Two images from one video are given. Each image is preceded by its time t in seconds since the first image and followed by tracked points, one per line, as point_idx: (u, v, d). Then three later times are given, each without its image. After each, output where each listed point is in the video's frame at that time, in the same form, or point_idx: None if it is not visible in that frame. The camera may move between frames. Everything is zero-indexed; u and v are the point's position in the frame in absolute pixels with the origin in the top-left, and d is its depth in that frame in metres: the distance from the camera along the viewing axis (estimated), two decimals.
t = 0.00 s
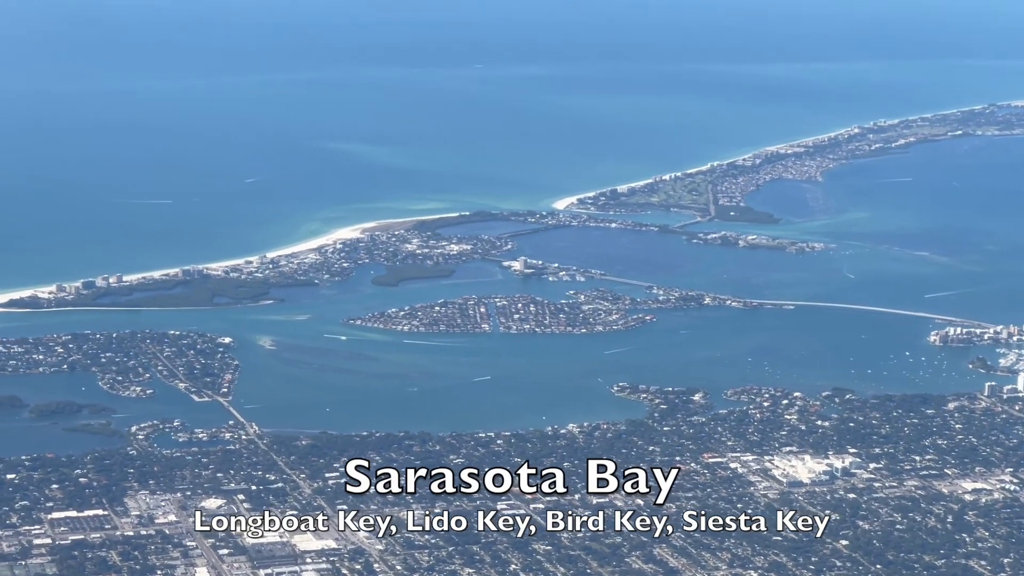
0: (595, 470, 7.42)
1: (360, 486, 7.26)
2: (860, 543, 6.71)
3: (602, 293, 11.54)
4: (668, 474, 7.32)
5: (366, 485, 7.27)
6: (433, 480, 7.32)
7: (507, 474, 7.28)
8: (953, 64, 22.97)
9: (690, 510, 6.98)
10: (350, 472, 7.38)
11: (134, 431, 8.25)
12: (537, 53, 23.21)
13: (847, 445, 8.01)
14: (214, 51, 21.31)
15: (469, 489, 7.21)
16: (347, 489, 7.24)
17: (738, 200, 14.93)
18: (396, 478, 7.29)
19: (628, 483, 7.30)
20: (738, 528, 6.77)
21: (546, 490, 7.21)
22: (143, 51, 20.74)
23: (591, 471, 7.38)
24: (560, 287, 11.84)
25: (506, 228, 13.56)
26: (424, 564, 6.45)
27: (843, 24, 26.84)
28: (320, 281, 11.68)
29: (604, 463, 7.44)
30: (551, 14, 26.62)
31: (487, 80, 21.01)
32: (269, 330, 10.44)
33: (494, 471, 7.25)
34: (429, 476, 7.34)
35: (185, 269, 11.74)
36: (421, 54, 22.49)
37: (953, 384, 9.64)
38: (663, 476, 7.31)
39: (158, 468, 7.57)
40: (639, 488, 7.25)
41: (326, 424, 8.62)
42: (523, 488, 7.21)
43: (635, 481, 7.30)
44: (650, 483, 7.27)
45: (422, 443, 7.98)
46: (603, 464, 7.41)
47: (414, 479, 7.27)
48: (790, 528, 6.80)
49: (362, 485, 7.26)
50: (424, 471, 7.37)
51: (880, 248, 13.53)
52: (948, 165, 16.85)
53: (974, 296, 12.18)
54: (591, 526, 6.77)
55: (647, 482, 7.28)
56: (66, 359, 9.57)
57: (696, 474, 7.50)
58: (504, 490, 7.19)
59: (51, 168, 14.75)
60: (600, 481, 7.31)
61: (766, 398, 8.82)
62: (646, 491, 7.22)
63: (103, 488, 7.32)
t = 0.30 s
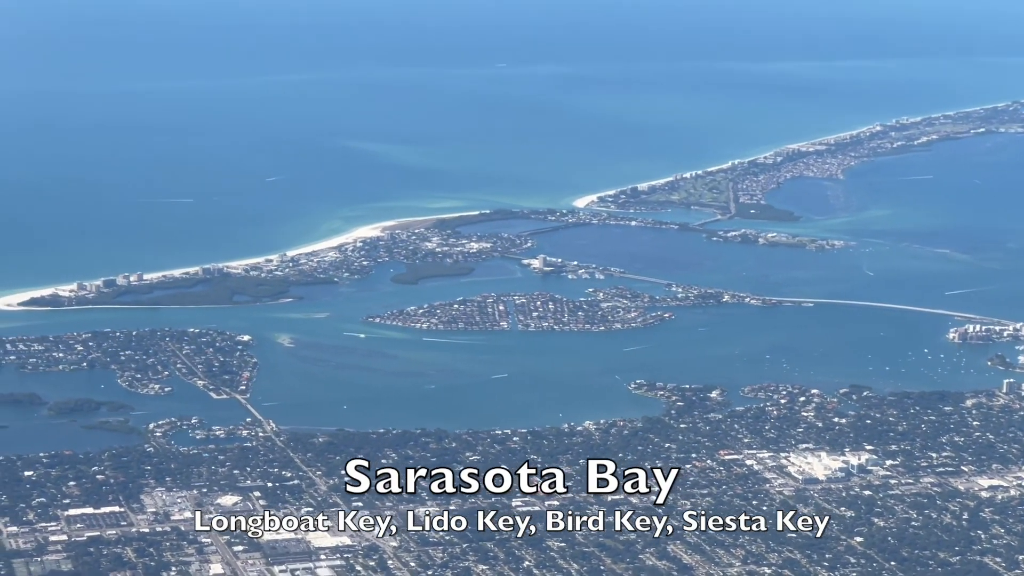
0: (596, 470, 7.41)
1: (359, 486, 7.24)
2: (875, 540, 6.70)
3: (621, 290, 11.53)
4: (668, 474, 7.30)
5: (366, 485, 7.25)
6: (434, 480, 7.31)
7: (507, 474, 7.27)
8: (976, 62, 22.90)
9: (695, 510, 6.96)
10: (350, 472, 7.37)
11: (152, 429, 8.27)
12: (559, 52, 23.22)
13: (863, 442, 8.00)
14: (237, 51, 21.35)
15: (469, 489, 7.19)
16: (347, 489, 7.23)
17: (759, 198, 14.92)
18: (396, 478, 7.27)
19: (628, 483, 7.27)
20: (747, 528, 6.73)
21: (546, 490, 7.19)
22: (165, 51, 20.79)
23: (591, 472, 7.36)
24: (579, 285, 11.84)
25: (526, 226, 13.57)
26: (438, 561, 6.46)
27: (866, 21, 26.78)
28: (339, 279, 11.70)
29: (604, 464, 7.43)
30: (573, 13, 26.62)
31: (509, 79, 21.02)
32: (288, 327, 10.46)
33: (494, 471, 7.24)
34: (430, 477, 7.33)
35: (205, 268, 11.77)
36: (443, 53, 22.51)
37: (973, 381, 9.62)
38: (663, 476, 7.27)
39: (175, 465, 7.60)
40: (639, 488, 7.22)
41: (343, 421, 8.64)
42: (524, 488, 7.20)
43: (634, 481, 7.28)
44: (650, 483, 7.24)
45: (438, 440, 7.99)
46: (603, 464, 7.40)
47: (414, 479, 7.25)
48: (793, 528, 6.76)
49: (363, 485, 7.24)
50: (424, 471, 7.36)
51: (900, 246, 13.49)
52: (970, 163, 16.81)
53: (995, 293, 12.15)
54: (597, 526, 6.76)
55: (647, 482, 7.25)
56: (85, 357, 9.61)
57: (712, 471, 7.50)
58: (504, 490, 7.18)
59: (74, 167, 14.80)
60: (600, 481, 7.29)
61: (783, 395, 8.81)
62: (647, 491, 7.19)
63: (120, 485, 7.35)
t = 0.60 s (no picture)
0: (597, 470, 7.32)
1: (359, 485, 7.23)
2: (891, 535, 6.70)
3: (639, 286, 11.52)
4: (668, 474, 7.22)
5: (366, 485, 7.23)
6: (434, 480, 7.27)
7: (506, 475, 7.22)
8: (998, 57, 22.83)
9: (697, 509, 6.91)
10: (350, 472, 7.36)
11: (169, 425, 8.29)
12: (581, 49, 23.22)
13: (880, 437, 7.98)
14: (257, 49, 21.37)
15: (469, 489, 7.15)
16: (347, 489, 7.22)
17: (778, 194, 14.89)
18: (396, 478, 7.24)
19: (628, 483, 7.19)
20: (748, 528, 6.69)
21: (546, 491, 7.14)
22: (187, 49, 20.84)
23: (591, 472, 7.28)
24: (597, 281, 11.83)
25: (545, 222, 13.56)
26: (453, 556, 6.46)
27: (886, 16, 26.71)
28: (358, 276, 11.71)
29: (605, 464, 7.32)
30: (592, 9, 26.62)
31: (529, 75, 21.01)
32: (305, 324, 10.47)
33: (494, 472, 7.21)
34: (430, 477, 7.29)
35: (224, 265, 11.79)
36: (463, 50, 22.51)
37: (992, 376, 9.60)
38: (663, 476, 7.20)
39: (191, 462, 7.62)
40: (638, 488, 7.15)
41: (359, 418, 8.64)
42: (523, 488, 7.16)
43: (634, 481, 7.21)
44: (650, 483, 7.17)
45: (454, 436, 7.99)
46: (603, 464, 7.30)
47: (414, 480, 7.22)
48: (793, 527, 6.69)
49: (362, 485, 7.22)
50: (425, 472, 7.33)
51: (920, 241, 13.46)
52: (991, 158, 16.77)
53: (1015, 288, 12.11)
54: (599, 526, 6.70)
55: (647, 482, 7.18)
56: (104, 354, 9.63)
57: (728, 466, 7.49)
58: (503, 491, 7.14)
59: (96, 164, 14.83)
60: (600, 481, 7.21)
61: (800, 390, 8.79)
62: (647, 491, 7.12)
63: (137, 481, 7.37)
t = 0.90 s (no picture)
0: (596, 470, 7.34)
1: (359, 486, 7.29)
2: (906, 538, 6.67)
3: (656, 290, 11.49)
4: (668, 474, 7.24)
5: (366, 486, 7.29)
6: (434, 480, 7.31)
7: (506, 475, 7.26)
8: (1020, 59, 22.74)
9: (697, 509, 6.92)
10: (349, 473, 7.42)
11: (185, 431, 8.29)
12: (601, 53, 23.18)
13: (897, 440, 7.94)
14: (277, 56, 21.39)
15: (469, 489, 7.19)
16: (347, 489, 7.27)
17: (797, 197, 14.84)
18: (396, 478, 7.30)
19: (628, 483, 7.23)
20: (747, 528, 6.69)
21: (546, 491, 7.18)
22: (207, 56, 20.86)
23: (591, 471, 7.30)
24: (614, 285, 11.81)
25: (564, 227, 13.53)
26: (466, 561, 6.45)
27: (907, 19, 26.62)
28: (375, 281, 11.70)
29: (604, 464, 7.34)
30: (612, 13, 26.61)
31: (548, 81, 20.98)
32: (322, 330, 10.47)
33: (494, 471, 7.24)
34: (429, 476, 7.33)
35: (241, 271, 11.79)
36: (483, 56, 22.49)
37: (1011, 379, 9.55)
38: (663, 475, 7.23)
39: (206, 468, 7.61)
40: (639, 488, 7.19)
41: (374, 423, 8.63)
42: (523, 489, 7.20)
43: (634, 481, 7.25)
44: (650, 483, 7.20)
45: (469, 441, 7.97)
46: (603, 464, 7.32)
47: (414, 479, 7.27)
48: (793, 527, 6.70)
49: (362, 486, 7.29)
50: (425, 471, 7.37)
51: (940, 244, 13.41)
52: (1012, 161, 16.70)
53: None
54: (599, 526, 6.72)
55: (647, 482, 7.22)
56: (120, 360, 9.63)
57: (743, 470, 7.47)
58: (503, 491, 7.19)
59: (115, 170, 14.85)
60: (600, 481, 7.24)
61: (817, 394, 8.75)
62: (647, 491, 7.16)
63: (151, 487, 7.36)
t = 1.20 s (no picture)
0: (597, 470, 7.43)
1: (359, 486, 7.43)
2: (919, 547, 6.65)
3: (671, 299, 11.45)
4: (668, 474, 7.34)
5: (366, 485, 7.43)
6: (434, 480, 7.44)
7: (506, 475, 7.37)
8: None
9: (698, 510, 7.01)
10: (350, 473, 7.55)
11: (197, 442, 8.28)
12: (618, 62, 23.13)
13: (911, 449, 7.91)
14: (295, 66, 21.40)
15: (468, 489, 7.32)
16: (347, 489, 7.41)
17: (813, 205, 14.81)
18: (396, 478, 7.43)
19: (628, 483, 7.31)
20: (747, 528, 6.78)
21: (546, 490, 7.29)
22: (224, 67, 20.87)
23: (591, 472, 7.40)
24: (629, 294, 11.79)
25: (578, 236, 13.51)
26: (476, 571, 6.44)
27: (925, 26, 26.55)
28: (389, 291, 11.69)
29: (604, 464, 7.45)
30: (629, 22, 26.58)
31: (564, 90, 20.96)
32: (335, 340, 10.45)
33: (494, 472, 7.36)
34: (429, 476, 7.46)
35: (256, 281, 11.78)
36: (499, 66, 22.47)
37: None
38: (663, 476, 7.30)
39: (218, 478, 7.60)
40: (639, 488, 7.26)
41: (386, 433, 8.61)
42: (522, 488, 7.31)
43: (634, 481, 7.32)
44: (650, 483, 7.27)
45: (481, 451, 7.95)
46: (603, 464, 7.43)
47: (414, 479, 7.40)
48: (793, 527, 6.75)
49: (362, 485, 7.42)
50: (425, 472, 7.50)
51: (956, 251, 13.36)
52: None
53: None
54: (599, 526, 6.81)
55: (647, 482, 7.29)
56: (134, 371, 9.62)
57: (756, 479, 7.44)
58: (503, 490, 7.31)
59: (131, 181, 14.86)
60: (600, 481, 7.33)
61: (831, 402, 8.72)
62: (647, 491, 7.24)
63: (162, 498, 7.36)
